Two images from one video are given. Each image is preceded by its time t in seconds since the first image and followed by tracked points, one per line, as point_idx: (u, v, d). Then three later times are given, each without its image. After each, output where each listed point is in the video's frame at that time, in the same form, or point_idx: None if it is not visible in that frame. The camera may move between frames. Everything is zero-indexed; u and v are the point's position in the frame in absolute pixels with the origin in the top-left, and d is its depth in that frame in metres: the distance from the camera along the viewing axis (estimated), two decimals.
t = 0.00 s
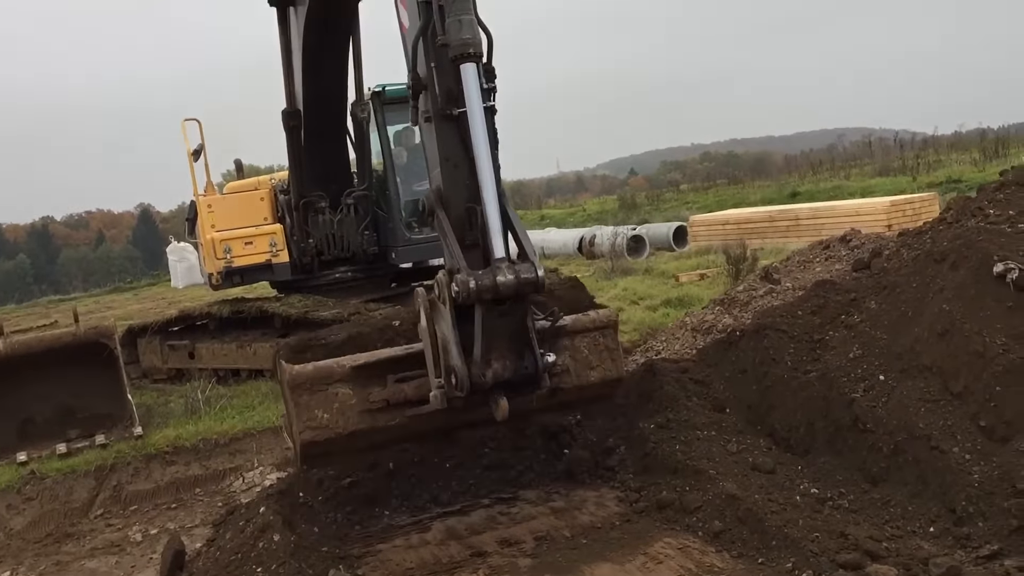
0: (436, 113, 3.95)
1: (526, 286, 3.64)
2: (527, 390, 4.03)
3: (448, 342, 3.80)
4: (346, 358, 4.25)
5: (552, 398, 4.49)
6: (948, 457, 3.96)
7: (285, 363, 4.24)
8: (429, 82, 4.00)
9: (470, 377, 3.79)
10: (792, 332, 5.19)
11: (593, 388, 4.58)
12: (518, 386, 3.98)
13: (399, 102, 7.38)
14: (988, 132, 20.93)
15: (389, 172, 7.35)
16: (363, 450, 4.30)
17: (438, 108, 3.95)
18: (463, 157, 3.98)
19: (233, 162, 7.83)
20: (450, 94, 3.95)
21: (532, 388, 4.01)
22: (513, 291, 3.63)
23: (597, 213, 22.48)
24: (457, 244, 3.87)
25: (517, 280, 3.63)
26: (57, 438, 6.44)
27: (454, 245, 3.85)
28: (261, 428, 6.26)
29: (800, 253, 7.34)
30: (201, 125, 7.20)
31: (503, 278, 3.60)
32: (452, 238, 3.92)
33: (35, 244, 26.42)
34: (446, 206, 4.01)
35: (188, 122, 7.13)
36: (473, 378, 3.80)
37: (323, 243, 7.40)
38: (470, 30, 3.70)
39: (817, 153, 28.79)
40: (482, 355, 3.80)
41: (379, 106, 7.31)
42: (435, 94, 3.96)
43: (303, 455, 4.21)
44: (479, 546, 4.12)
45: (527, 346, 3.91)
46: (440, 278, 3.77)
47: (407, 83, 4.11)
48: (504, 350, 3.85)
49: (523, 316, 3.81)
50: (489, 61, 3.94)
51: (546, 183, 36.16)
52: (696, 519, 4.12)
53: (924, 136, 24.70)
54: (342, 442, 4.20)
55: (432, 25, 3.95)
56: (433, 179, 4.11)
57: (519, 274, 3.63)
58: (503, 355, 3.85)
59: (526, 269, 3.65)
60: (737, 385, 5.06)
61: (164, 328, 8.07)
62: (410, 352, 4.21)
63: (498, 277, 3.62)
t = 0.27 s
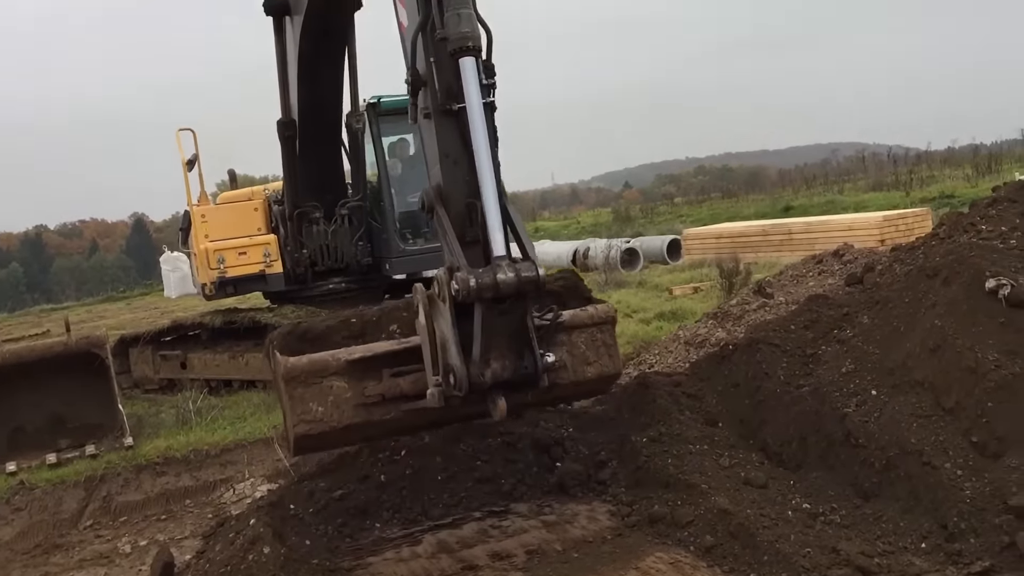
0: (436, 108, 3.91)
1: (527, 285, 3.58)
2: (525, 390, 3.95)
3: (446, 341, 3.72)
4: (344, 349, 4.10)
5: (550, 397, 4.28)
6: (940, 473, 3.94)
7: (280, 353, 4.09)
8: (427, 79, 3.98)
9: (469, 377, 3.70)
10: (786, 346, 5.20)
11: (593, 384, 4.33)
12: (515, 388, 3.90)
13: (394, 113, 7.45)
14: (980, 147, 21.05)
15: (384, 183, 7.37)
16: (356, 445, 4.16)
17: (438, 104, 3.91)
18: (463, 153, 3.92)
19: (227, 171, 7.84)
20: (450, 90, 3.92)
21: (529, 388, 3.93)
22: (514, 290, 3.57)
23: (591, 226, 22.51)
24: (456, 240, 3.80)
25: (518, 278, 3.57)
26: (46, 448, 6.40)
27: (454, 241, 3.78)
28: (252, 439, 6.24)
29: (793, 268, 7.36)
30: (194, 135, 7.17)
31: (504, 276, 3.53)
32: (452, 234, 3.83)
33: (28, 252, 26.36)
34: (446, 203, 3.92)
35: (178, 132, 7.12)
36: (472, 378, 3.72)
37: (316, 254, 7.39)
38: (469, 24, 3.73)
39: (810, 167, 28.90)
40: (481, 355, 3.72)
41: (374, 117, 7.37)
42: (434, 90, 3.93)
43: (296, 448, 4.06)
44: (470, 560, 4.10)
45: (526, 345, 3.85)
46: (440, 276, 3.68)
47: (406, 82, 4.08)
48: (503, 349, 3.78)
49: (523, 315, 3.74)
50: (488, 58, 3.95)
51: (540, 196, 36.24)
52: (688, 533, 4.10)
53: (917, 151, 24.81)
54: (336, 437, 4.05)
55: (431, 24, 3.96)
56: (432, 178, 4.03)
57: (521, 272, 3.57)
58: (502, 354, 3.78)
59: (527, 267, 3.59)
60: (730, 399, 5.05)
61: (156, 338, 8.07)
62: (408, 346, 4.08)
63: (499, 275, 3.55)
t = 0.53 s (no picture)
0: (446, 102, 3.91)
1: (538, 279, 3.57)
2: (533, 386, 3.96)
3: (457, 336, 3.72)
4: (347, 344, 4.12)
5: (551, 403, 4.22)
6: (928, 492, 3.92)
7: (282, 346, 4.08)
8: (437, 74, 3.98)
9: (478, 372, 3.71)
10: (776, 364, 5.21)
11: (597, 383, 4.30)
12: (524, 383, 3.92)
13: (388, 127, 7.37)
14: (970, 167, 21.17)
15: (377, 196, 7.33)
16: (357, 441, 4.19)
17: (447, 99, 3.92)
18: (472, 147, 3.93)
19: (216, 186, 7.84)
20: (460, 86, 3.94)
21: (538, 385, 3.94)
22: (525, 285, 3.56)
23: (583, 241, 22.53)
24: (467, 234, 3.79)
25: (530, 272, 3.56)
26: (33, 460, 6.35)
27: (464, 236, 3.77)
28: (241, 453, 6.20)
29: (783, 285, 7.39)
30: (186, 147, 7.24)
31: (517, 270, 3.53)
32: (463, 227, 3.82)
33: (18, 263, 26.26)
34: (456, 197, 3.92)
35: (172, 145, 7.17)
36: (481, 373, 3.73)
37: (309, 267, 7.43)
38: (479, 16, 3.72)
39: (802, 185, 29.02)
40: (491, 350, 3.73)
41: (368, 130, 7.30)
42: (443, 84, 3.93)
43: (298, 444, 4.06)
44: None
45: (535, 341, 3.85)
46: (451, 270, 3.69)
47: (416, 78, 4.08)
48: (513, 345, 3.79)
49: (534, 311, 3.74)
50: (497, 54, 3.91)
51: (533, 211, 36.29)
52: (677, 551, 4.08)
53: (907, 170, 24.94)
54: (338, 433, 4.07)
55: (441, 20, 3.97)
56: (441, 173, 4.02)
57: (531, 266, 3.56)
58: (511, 349, 3.79)
59: (539, 262, 3.59)
60: (720, 416, 5.04)
61: (145, 350, 8.04)
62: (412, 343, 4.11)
63: (511, 269, 3.54)
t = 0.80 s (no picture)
0: (471, 92, 3.87)
1: (568, 265, 3.42)
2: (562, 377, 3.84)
3: (484, 326, 3.62)
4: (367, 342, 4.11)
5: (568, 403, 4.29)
6: (914, 514, 3.90)
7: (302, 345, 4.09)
8: (461, 65, 3.92)
9: (506, 361, 3.60)
10: (762, 386, 5.24)
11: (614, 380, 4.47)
12: (554, 373, 3.80)
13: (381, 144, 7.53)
14: (958, 190, 21.32)
15: (369, 213, 7.49)
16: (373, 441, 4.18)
17: (472, 89, 3.87)
18: (498, 138, 3.87)
19: (203, 199, 7.82)
20: (484, 75, 3.89)
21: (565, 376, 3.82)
22: (555, 271, 3.42)
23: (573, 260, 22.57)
24: (495, 223, 3.68)
25: (560, 257, 3.41)
26: (16, 474, 6.29)
27: (491, 224, 3.66)
28: (226, 469, 6.13)
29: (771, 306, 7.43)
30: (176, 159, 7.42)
31: (546, 254, 3.38)
32: (490, 217, 3.70)
33: (5, 275, 26.14)
34: (480, 188, 3.83)
35: (161, 156, 7.38)
36: (508, 362, 3.61)
37: (300, 282, 7.36)
38: (505, 6, 3.56)
39: (790, 206, 29.16)
40: (518, 339, 3.61)
41: (361, 147, 7.43)
42: (468, 75, 3.89)
43: (317, 441, 4.05)
44: None
45: (563, 330, 3.73)
46: (477, 259, 3.58)
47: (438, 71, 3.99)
48: (541, 334, 3.66)
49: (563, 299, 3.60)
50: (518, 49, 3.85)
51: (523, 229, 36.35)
52: (662, 571, 3.98)
53: (895, 192, 25.10)
54: (356, 430, 4.06)
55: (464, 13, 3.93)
56: (463, 166, 3.93)
57: (562, 252, 3.41)
58: (539, 339, 3.66)
59: (570, 247, 3.43)
60: (707, 436, 5.03)
61: (131, 364, 8.02)
62: (433, 340, 4.10)
63: (541, 254, 3.39)
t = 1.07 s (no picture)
0: (506, 86, 3.86)
1: (611, 250, 3.46)
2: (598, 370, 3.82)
3: (523, 315, 3.61)
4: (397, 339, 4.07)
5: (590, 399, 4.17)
6: (896, 540, 3.89)
7: (331, 343, 4.02)
8: (497, 60, 3.91)
9: (547, 349, 3.58)
10: (747, 408, 5.25)
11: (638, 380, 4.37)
12: (590, 365, 3.78)
13: (371, 161, 7.63)
14: (943, 214, 21.47)
15: (360, 229, 7.56)
16: (400, 442, 4.09)
17: (508, 83, 3.86)
18: (535, 130, 3.86)
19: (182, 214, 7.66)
20: (519, 70, 3.87)
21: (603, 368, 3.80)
22: (598, 255, 3.45)
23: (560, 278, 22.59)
24: (535, 211, 3.69)
25: (603, 242, 3.46)
26: None
27: (532, 212, 3.66)
28: (207, 485, 6.09)
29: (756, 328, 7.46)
30: (162, 173, 7.49)
31: (590, 238, 3.42)
32: (530, 205, 3.72)
33: None
34: (518, 178, 3.84)
35: (150, 170, 7.43)
36: (550, 350, 3.59)
37: (289, 297, 7.35)
38: None
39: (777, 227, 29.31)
40: (558, 327, 3.60)
41: (353, 164, 7.52)
42: (503, 69, 3.88)
43: (350, 439, 3.95)
44: None
45: (600, 321, 3.72)
46: (515, 249, 3.59)
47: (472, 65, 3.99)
48: (581, 324, 3.64)
49: (604, 287, 3.61)
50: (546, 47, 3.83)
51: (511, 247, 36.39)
52: None
53: (882, 215, 25.27)
54: (388, 428, 3.98)
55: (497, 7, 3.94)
56: (501, 157, 3.94)
57: (604, 237, 3.46)
58: (579, 328, 3.64)
59: (611, 233, 3.47)
60: (691, 458, 5.02)
61: (114, 378, 7.97)
62: (465, 336, 4.07)
63: (585, 238, 3.43)
